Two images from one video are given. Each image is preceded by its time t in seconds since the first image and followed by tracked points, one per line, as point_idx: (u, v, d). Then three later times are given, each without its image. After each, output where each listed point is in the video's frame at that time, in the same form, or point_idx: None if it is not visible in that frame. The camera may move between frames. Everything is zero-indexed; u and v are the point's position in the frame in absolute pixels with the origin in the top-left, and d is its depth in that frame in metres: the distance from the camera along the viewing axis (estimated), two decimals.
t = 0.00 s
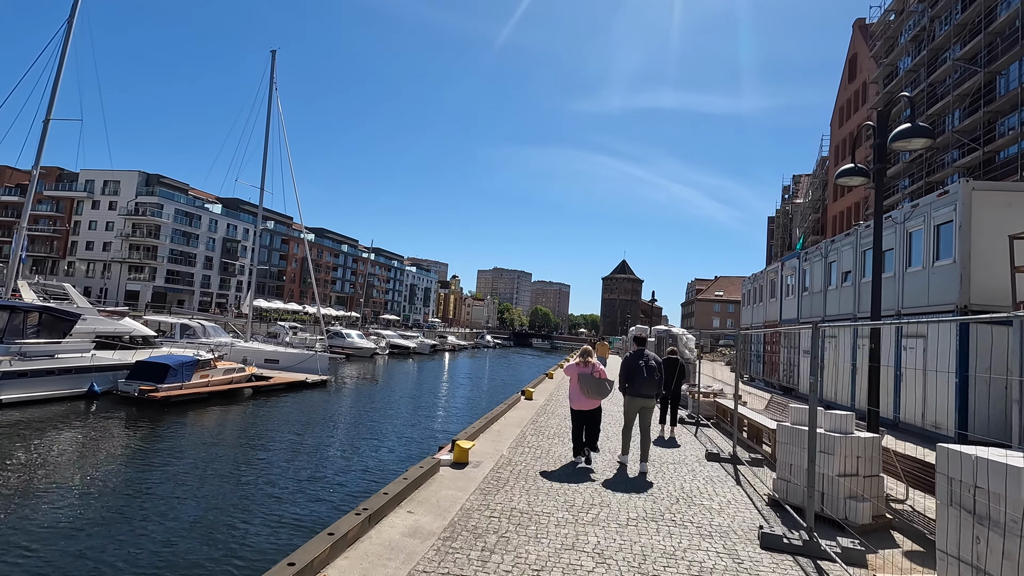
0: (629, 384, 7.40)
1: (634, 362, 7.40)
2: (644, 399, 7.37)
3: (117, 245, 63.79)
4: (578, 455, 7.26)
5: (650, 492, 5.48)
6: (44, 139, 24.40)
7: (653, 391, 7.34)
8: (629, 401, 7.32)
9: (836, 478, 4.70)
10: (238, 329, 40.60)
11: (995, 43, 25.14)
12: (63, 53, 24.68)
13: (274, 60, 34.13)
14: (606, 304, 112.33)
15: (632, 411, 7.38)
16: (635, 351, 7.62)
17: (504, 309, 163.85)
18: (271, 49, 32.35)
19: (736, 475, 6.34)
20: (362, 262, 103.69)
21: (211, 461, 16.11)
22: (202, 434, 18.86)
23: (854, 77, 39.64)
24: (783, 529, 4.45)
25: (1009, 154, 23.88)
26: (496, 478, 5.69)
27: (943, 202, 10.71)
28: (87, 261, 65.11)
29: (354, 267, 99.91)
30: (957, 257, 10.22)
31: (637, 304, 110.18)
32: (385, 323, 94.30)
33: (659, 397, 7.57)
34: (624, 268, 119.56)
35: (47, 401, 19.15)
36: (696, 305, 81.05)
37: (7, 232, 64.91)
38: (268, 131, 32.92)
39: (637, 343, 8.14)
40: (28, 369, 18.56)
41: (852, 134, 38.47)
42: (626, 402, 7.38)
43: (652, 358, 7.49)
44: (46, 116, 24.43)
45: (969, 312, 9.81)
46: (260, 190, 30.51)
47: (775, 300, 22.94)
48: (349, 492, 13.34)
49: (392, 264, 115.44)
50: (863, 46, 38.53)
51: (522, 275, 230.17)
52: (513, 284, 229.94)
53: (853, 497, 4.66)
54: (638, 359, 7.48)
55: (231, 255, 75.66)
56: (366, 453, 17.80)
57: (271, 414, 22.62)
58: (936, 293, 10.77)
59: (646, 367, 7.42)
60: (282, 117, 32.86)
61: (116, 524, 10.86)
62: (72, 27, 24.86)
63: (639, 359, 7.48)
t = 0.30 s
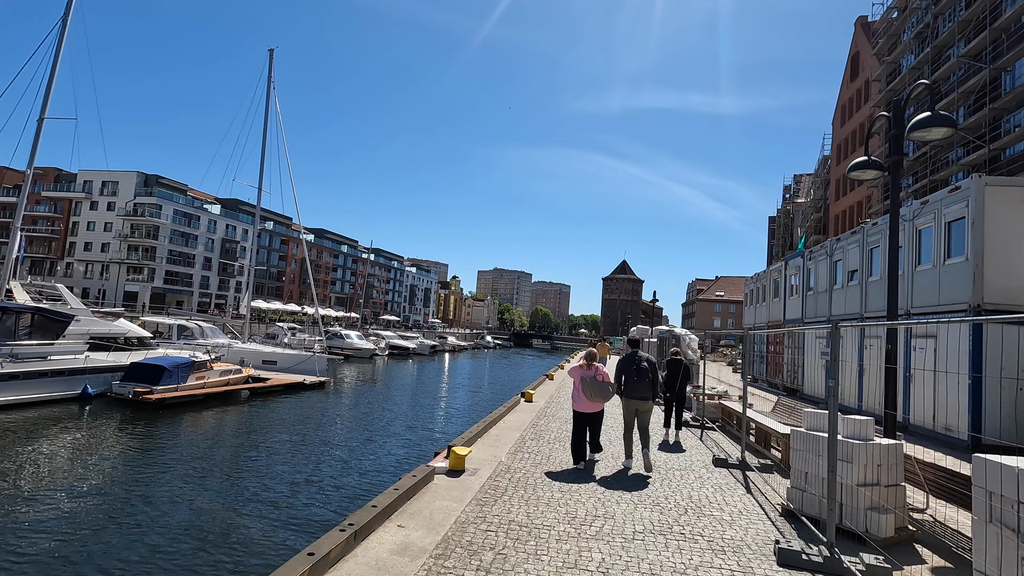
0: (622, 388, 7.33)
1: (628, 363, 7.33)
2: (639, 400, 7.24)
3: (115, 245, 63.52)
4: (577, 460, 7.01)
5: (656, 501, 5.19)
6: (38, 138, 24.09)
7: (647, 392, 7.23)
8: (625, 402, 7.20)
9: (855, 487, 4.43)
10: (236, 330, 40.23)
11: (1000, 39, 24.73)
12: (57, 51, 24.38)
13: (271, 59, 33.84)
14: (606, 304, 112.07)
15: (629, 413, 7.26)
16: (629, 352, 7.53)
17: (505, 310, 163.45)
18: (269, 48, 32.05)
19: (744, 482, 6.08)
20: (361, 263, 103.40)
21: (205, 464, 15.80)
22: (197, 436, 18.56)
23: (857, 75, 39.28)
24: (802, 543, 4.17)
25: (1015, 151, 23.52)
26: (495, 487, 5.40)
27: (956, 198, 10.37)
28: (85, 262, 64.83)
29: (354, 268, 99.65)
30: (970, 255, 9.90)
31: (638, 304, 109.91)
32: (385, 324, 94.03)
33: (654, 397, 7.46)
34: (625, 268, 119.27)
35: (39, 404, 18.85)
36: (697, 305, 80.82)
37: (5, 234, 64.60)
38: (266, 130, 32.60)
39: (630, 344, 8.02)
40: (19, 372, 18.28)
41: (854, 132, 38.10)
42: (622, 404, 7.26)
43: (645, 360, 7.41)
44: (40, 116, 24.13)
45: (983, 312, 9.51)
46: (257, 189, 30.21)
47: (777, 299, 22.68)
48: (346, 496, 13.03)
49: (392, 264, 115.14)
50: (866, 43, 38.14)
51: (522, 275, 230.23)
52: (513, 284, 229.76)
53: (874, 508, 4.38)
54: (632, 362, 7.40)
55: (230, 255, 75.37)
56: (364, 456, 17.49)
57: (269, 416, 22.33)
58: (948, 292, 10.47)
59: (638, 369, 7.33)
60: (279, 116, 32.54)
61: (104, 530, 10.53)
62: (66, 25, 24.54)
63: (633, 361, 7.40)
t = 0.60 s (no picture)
0: (622, 386, 7.11)
1: (629, 360, 7.12)
2: (640, 397, 7.03)
3: (114, 245, 63.27)
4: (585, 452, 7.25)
5: (668, 511, 4.86)
6: (33, 136, 23.78)
7: (650, 388, 7.01)
8: (628, 401, 7.00)
9: (884, 498, 4.14)
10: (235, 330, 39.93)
11: (1008, 34, 24.45)
12: (52, 48, 24.08)
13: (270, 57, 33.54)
14: (608, 305, 111.65)
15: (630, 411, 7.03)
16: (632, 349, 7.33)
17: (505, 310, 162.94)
18: (267, 47, 31.78)
19: (758, 488, 5.80)
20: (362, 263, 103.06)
21: (201, 466, 15.53)
22: (193, 438, 18.29)
23: (860, 73, 38.97)
24: (828, 560, 3.86)
25: None
26: (497, 494, 5.12)
27: (971, 193, 10.04)
28: (84, 262, 64.55)
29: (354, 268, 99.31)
30: (986, 252, 9.59)
31: (639, 304, 109.53)
32: (385, 325, 93.69)
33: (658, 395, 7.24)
34: (626, 268, 118.85)
35: (33, 405, 18.58)
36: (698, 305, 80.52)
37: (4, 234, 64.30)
38: (264, 129, 32.29)
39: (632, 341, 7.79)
40: (14, 373, 18.01)
41: (857, 131, 37.75)
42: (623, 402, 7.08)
43: (645, 357, 7.16)
44: (36, 114, 23.87)
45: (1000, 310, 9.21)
46: (256, 189, 29.91)
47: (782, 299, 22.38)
48: (344, 499, 12.74)
49: (393, 265, 114.84)
50: (870, 40, 37.84)
51: (522, 275, 229.89)
52: (513, 284, 229.28)
53: (904, 520, 4.07)
54: (632, 360, 7.16)
55: (230, 256, 75.12)
56: (362, 457, 17.21)
57: (266, 417, 22.04)
58: (963, 290, 10.16)
59: (638, 367, 7.10)
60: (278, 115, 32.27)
61: (93, 533, 10.23)
62: (62, 21, 24.24)
63: (634, 358, 7.18)
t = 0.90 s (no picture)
0: (624, 390, 6.81)
1: (633, 365, 6.86)
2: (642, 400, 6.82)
3: (114, 246, 63.08)
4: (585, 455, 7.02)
5: (677, 524, 4.56)
6: (28, 136, 23.56)
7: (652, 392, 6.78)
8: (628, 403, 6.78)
9: (912, 511, 3.83)
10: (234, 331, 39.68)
11: (1015, 30, 24.07)
12: (48, 46, 23.84)
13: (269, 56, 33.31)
14: (609, 305, 111.32)
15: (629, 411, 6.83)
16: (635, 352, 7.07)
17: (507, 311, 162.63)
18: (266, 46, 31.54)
19: (769, 498, 5.50)
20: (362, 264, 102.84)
21: (195, 469, 15.24)
22: (189, 440, 18.00)
23: (864, 71, 38.58)
24: None
25: None
26: (493, 505, 4.83)
27: (985, 189, 9.75)
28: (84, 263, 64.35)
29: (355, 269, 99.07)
30: (1001, 249, 9.29)
31: (641, 304, 109.24)
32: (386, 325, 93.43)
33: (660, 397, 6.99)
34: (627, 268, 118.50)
35: (27, 408, 18.31)
36: (700, 305, 80.14)
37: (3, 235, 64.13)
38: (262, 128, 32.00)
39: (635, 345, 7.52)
40: (7, 374, 17.74)
41: (861, 129, 37.44)
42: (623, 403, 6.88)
43: (651, 361, 6.92)
44: (32, 113, 23.64)
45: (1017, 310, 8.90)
46: (255, 188, 29.65)
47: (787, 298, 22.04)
48: (341, 502, 12.45)
49: (393, 266, 114.63)
50: (873, 38, 37.52)
51: (523, 275, 229.64)
52: (514, 284, 228.95)
53: (933, 536, 3.77)
54: (636, 362, 6.92)
55: (231, 256, 74.92)
56: (360, 460, 16.90)
57: (265, 419, 21.75)
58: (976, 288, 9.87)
59: (643, 372, 6.80)
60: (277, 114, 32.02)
61: (82, 538, 9.94)
62: (58, 19, 24.01)
63: (637, 360, 6.92)
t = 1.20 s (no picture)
0: (621, 387, 6.55)
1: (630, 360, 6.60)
2: (640, 398, 6.52)
3: (112, 246, 62.79)
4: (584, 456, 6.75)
5: (683, 536, 4.26)
6: (22, 133, 23.30)
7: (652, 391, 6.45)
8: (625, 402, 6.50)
9: (938, 523, 3.53)
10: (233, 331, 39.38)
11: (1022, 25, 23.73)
12: (42, 43, 23.55)
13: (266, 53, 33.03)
14: (610, 305, 110.94)
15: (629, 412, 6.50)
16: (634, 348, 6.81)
17: (507, 311, 162.23)
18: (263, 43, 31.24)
19: (778, 506, 5.21)
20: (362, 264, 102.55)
21: (189, 470, 14.94)
22: (184, 441, 17.71)
23: (866, 68, 38.21)
24: None
25: None
26: (486, 514, 4.54)
27: (997, 183, 9.46)
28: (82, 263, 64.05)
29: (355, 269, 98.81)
30: (1015, 244, 9.00)
31: (642, 304, 108.90)
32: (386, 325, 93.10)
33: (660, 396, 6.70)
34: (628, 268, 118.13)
35: (18, 408, 18.02)
36: (702, 305, 79.74)
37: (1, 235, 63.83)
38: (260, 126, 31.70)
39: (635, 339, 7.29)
40: None
41: (863, 127, 37.13)
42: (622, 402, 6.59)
43: (650, 358, 6.63)
44: (26, 110, 23.35)
45: None
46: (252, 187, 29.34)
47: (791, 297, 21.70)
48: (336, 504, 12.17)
49: (393, 266, 114.28)
50: (875, 35, 37.20)
51: (523, 275, 229.27)
52: (515, 284, 228.61)
53: (961, 550, 3.48)
54: (634, 360, 6.65)
55: (230, 256, 74.62)
56: (357, 460, 16.60)
57: (261, 419, 21.44)
58: (988, 285, 9.59)
59: (641, 369, 6.54)
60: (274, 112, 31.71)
61: (68, 540, 9.66)
62: (52, 15, 23.73)
63: (636, 357, 6.65)
